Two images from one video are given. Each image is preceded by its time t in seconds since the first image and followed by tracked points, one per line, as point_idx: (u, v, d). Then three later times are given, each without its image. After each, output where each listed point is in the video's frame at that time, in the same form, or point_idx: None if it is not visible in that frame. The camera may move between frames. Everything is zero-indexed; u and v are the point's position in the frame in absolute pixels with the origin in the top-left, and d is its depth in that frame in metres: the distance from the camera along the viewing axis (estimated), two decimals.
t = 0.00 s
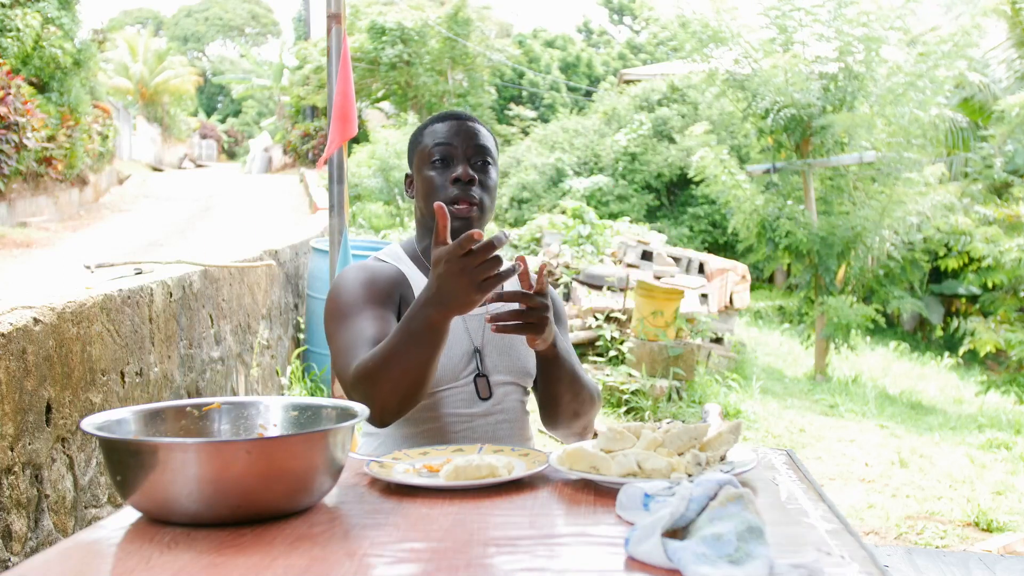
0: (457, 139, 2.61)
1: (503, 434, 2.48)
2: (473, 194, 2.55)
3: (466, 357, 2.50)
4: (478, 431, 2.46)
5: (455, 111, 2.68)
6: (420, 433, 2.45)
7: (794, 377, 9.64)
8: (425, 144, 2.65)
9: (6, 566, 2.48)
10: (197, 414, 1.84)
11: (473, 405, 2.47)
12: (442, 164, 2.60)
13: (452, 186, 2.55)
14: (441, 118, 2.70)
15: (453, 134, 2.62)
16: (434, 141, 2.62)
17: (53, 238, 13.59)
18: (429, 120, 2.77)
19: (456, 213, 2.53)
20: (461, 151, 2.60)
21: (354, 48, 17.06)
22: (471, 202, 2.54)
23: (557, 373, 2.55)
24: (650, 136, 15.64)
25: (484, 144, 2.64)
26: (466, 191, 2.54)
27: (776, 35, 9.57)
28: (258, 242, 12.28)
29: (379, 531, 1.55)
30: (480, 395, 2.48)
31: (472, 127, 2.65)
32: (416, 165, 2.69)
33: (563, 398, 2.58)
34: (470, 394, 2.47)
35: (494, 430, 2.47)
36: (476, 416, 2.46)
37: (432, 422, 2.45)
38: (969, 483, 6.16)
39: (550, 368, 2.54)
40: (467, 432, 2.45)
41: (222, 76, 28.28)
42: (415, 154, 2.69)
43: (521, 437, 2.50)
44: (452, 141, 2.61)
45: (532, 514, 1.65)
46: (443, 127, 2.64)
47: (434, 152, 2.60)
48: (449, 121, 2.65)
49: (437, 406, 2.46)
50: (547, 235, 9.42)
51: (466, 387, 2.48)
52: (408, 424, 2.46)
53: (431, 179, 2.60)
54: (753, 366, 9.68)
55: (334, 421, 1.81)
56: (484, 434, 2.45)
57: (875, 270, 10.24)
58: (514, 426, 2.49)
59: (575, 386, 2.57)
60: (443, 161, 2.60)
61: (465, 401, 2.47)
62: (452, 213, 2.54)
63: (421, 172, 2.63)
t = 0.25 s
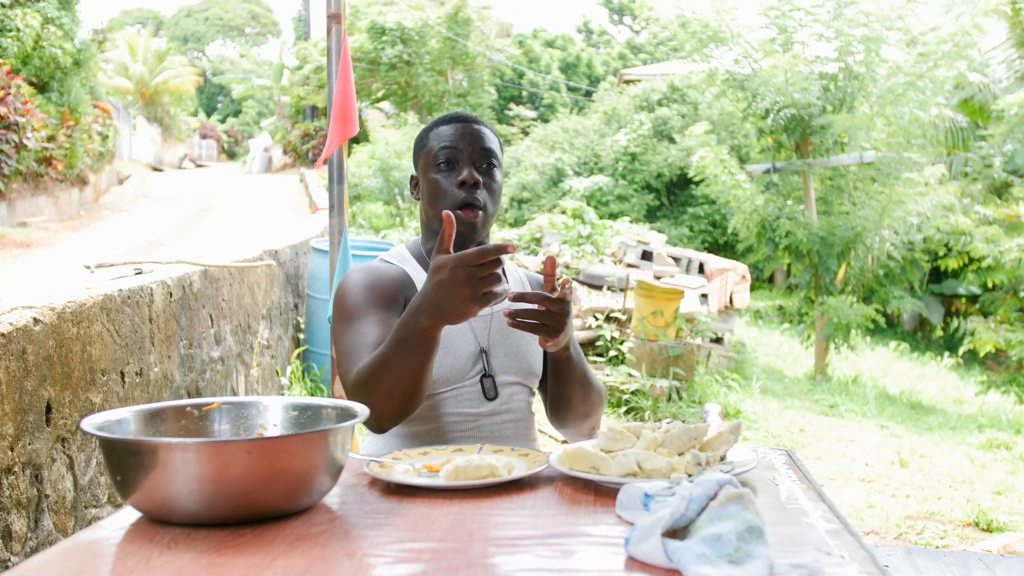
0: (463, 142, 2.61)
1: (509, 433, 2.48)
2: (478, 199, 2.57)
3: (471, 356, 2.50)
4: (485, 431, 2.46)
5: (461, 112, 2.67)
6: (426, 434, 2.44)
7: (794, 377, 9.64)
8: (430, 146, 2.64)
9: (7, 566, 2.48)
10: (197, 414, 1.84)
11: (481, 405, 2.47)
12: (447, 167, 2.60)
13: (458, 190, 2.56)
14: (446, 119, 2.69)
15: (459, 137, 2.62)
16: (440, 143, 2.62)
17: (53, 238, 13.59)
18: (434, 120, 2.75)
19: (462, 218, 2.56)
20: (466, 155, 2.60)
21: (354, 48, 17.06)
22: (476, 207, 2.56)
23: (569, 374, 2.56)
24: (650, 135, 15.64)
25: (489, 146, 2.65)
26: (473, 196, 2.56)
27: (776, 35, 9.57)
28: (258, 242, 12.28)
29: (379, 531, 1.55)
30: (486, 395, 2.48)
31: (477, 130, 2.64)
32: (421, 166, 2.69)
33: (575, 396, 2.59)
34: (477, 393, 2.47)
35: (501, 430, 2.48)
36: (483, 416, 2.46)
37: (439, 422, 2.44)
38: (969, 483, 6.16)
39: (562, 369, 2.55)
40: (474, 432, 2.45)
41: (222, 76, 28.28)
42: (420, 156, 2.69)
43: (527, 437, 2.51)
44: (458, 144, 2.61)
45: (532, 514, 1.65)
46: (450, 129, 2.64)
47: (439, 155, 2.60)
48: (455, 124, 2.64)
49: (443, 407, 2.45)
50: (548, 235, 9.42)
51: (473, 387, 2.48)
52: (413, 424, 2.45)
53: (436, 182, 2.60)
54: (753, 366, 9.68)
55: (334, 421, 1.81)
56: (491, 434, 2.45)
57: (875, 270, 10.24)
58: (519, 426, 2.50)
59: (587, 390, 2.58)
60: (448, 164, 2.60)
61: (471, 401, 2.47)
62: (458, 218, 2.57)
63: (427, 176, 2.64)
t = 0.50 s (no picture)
0: (465, 141, 2.62)
1: (506, 433, 2.50)
2: (482, 194, 2.56)
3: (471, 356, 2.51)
4: (482, 431, 2.47)
5: (462, 112, 2.68)
6: (425, 433, 2.44)
7: (794, 377, 9.64)
8: (433, 146, 2.65)
9: (7, 566, 2.48)
10: (197, 414, 1.84)
11: (479, 405, 2.48)
12: (450, 165, 2.60)
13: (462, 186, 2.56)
14: (446, 120, 2.70)
15: (460, 135, 2.63)
16: (443, 143, 2.63)
17: (53, 238, 13.58)
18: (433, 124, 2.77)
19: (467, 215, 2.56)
20: (469, 153, 2.60)
21: (354, 48, 17.06)
22: (481, 203, 2.56)
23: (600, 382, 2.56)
24: (650, 135, 15.63)
25: (492, 145, 2.65)
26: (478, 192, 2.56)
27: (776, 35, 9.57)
28: (258, 242, 12.28)
29: (379, 531, 1.55)
30: (484, 396, 2.48)
31: (479, 129, 2.65)
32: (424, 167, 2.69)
33: (599, 406, 2.63)
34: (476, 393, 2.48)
35: (498, 430, 2.49)
36: (480, 416, 2.47)
37: (437, 421, 2.45)
38: (969, 483, 6.16)
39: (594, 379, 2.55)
40: (472, 432, 2.46)
41: (222, 76, 28.28)
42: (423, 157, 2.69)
43: (524, 438, 2.52)
44: (460, 143, 2.62)
45: (532, 514, 1.65)
46: (451, 129, 2.65)
47: (442, 154, 2.61)
48: (456, 123, 2.65)
49: (442, 406, 2.46)
50: (547, 235, 9.42)
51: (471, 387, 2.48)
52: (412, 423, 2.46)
53: (439, 180, 2.60)
54: (753, 366, 9.68)
55: (334, 421, 1.81)
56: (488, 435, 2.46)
57: (875, 270, 10.24)
58: (517, 426, 2.51)
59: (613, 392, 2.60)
60: (450, 162, 2.60)
61: (470, 401, 2.48)
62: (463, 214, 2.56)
63: (429, 175, 2.63)
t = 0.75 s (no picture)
0: (464, 140, 2.62)
1: (501, 433, 2.50)
2: (481, 192, 2.57)
3: (467, 358, 2.51)
4: (478, 432, 2.47)
5: (460, 114, 2.69)
6: (420, 432, 2.44)
7: (794, 377, 9.64)
8: (432, 147, 2.66)
9: (6, 566, 2.48)
10: (197, 414, 1.84)
11: (475, 407, 2.49)
12: (449, 164, 2.60)
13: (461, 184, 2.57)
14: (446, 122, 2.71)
15: (459, 136, 2.64)
16: (441, 143, 2.64)
17: (53, 238, 13.59)
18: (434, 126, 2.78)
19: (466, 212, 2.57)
20: (467, 152, 2.61)
21: (354, 48, 17.06)
22: (479, 201, 2.57)
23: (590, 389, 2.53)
24: (650, 135, 15.63)
25: (490, 145, 2.66)
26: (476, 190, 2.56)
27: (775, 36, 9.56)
28: (258, 242, 12.28)
29: (379, 531, 1.55)
30: (481, 397, 2.49)
31: (477, 130, 2.66)
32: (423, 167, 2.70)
33: (590, 411, 2.62)
34: (471, 394, 2.49)
35: (493, 430, 2.49)
36: (476, 417, 2.48)
37: (434, 421, 2.45)
38: (969, 483, 6.16)
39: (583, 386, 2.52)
40: (467, 431, 2.46)
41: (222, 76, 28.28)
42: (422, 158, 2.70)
43: (520, 439, 2.52)
44: (459, 143, 2.62)
45: (532, 514, 1.65)
46: (450, 129, 2.66)
47: (440, 154, 2.61)
48: (455, 125, 2.66)
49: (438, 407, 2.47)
50: (548, 235, 9.41)
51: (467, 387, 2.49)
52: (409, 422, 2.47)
53: (438, 180, 2.60)
54: (753, 366, 9.68)
55: (334, 421, 1.81)
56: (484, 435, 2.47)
57: (875, 270, 10.24)
58: (514, 427, 2.52)
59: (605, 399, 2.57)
60: (449, 162, 2.60)
61: (464, 402, 2.48)
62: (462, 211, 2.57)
63: (428, 175, 2.64)
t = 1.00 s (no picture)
0: (463, 140, 2.61)
1: (502, 431, 2.49)
2: (480, 190, 2.56)
3: (467, 355, 2.51)
4: (479, 429, 2.47)
5: (459, 115, 2.69)
6: (421, 430, 2.44)
7: (794, 377, 9.64)
8: (431, 147, 2.65)
9: (7, 565, 2.48)
10: (197, 414, 1.84)
11: (476, 404, 2.48)
12: (448, 164, 2.60)
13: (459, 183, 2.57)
14: (445, 122, 2.71)
15: (458, 136, 2.63)
16: (440, 143, 2.63)
17: (53, 238, 13.59)
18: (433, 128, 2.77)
19: (465, 210, 2.55)
20: (465, 152, 2.60)
21: (354, 48, 17.06)
22: (478, 199, 2.55)
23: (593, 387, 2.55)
24: (650, 135, 15.63)
25: (489, 144, 2.65)
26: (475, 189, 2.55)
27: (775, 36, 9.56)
28: (257, 242, 12.29)
29: (379, 531, 1.55)
30: (481, 395, 2.49)
31: (476, 130, 2.66)
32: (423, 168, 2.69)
33: (593, 407, 2.62)
34: (471, 392, 2.49)
35: (494, 428, 2.49)
36: (477, 414, 2.48)
37: (435, 419, 2.45)
38: (969, 483, 6.16)
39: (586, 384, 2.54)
40: (468, 430, 2.46)
41: (222, 76, 28.28)
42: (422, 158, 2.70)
43: (521, 437, 2.52)
44: (459, 142, 2.62)
45: (532, 514, 1.65)
46: (449, 130, 2.66)
47: (439, 154, 2.61)
48: (454, 125, 2.66)
49: (439, 405, 2.47)
50: (548, 235, 9.41)
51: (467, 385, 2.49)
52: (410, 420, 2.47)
53: (437, 180, 2.60)
54: (753, 366, 9.67)
55: (335, 421, 1.81)
56: (484, 433, 2.46)
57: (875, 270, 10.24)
58: (514, 425, 2.52)
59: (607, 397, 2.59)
60: (447, 162, 2.60)
61: (465, 400, 2.48)
62: (461, 210, 2.55)
63: (427, 175, 2.64)
